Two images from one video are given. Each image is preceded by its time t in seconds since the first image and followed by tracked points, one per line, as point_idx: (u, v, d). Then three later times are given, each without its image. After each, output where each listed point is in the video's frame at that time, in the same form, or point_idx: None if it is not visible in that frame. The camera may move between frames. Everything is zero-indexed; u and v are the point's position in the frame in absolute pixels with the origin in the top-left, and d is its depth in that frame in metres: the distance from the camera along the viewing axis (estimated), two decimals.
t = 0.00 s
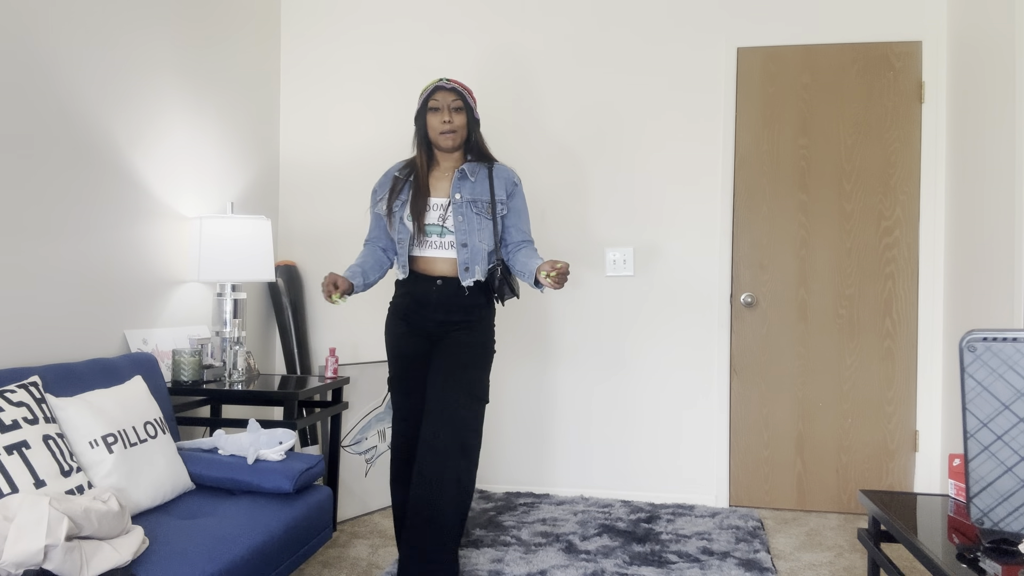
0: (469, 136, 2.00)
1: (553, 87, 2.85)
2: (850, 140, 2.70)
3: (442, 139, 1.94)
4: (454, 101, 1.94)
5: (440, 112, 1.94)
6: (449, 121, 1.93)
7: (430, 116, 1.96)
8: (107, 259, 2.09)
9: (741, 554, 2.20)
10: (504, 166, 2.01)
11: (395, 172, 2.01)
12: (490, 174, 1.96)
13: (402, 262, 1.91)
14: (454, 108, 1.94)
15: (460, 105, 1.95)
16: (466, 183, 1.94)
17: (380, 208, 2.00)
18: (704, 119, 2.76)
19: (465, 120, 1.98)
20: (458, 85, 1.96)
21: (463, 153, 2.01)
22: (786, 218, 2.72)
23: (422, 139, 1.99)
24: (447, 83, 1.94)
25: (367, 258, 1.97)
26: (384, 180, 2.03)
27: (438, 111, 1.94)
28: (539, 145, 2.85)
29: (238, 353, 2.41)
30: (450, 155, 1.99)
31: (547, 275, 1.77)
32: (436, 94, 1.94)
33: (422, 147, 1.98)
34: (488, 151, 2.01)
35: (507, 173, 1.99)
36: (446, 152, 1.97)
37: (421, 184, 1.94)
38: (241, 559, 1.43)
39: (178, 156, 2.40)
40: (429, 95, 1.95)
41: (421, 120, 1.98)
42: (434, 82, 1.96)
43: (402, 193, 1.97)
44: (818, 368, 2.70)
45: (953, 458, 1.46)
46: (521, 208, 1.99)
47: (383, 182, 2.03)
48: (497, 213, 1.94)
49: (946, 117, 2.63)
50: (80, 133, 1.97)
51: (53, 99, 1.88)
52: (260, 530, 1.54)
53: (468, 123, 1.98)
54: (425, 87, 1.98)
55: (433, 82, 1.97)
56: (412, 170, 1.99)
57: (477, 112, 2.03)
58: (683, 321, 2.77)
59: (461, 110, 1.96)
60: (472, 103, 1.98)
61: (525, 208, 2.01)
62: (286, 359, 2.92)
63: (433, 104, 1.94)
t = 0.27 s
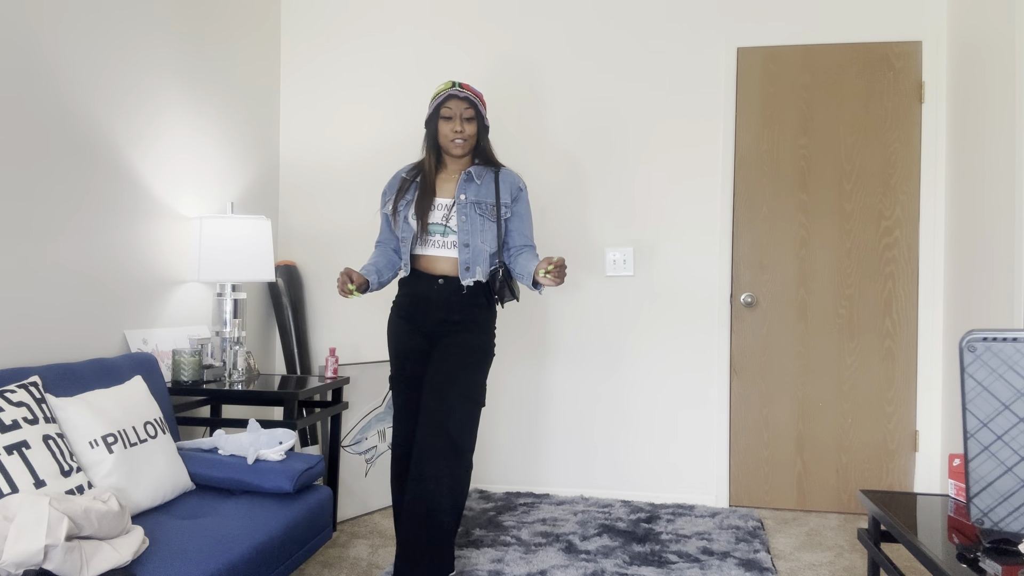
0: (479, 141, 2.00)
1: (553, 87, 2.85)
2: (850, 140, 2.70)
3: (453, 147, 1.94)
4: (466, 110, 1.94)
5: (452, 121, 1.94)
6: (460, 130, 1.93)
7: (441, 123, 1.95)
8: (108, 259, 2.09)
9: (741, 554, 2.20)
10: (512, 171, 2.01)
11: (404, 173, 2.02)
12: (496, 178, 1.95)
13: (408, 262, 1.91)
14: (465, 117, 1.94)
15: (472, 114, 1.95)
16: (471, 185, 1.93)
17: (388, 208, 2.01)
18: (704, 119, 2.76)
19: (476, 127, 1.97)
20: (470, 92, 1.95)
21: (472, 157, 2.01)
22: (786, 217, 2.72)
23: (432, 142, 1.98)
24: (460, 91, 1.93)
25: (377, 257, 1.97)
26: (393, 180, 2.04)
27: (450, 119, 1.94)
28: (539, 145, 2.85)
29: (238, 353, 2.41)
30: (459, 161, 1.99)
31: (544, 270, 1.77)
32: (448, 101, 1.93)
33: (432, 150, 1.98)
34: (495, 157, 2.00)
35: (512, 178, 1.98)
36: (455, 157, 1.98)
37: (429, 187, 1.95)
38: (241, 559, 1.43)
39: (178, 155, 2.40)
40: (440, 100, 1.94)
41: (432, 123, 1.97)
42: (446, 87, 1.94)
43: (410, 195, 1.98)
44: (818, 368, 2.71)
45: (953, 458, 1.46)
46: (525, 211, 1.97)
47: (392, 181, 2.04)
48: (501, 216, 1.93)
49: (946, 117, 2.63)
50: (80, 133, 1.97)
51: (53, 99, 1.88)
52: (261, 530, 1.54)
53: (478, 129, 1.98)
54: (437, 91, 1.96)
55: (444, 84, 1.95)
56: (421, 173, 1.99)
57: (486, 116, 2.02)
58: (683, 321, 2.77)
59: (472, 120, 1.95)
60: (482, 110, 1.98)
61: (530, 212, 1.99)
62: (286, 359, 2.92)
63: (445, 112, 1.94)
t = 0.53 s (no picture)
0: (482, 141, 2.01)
1: (553, 87, 2.85)
2: (850, 140, 2.70)
3: (456, 143, 1.95)
4: (469, 107, 1.95)
5: (455, 118, 1.95)
6: (463, 126, 1.94)
7: (444, 121, 1.97)
8: (108, 259, 2.09)
9: (741, 554, 2.20)
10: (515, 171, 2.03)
11: (408, 174, 2.02)
12: (502, 178, 1.97)
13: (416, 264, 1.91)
14: (468, 114, 1.95)
15: (476, 112, 1.96)
16: (479, 187, 1.95)
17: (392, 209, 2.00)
18: (704, 119, 2.76)
19: (479, 126, 1.99)
20: (474, 92, 1.98)
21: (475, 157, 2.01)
22: (786, 217, 2.72)
23: (435, 142, 1.99)
24: (463, 89, 1.96)
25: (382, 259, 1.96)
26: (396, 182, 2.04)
27: (453, 117, 1.95)
28: (539, 145, 2.85)
29: (238, 353, 2.41)
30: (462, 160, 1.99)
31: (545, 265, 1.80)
32: (452, 99, 1.95)
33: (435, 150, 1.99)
34: (498, 156, 2.01)
35: (516, 176, 2.01)
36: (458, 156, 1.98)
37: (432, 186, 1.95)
38: (241, 559, 1.43)
39: (178, 155, 2.40)
40: (445, 99, 1.97)
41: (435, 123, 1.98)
42: (451, 87, 1.97)
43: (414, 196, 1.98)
44: (818, 368, 2.70)
45: (953, 458, 1.46)
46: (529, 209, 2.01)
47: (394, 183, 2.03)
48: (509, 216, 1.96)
49: (946, 117, 2.63)
50: (80, 133, 1.97)
51: (53, 99, 1.88)
52: (261, 530, 1.54)
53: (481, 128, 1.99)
54: (441, 92, 1.99)
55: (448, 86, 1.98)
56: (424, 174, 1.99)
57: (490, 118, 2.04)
58: (683, 321, 2.77)
59: (476, 117, 1.97)
60: (485, 110, 2.00)
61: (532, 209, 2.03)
62: (286, 359, 2.92)
63: (449, 109, 1.95)
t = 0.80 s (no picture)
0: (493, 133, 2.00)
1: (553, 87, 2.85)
2: (850, 140, 2.70)
3: (467, 135, 1.94)
4: (481, 98, 1.95)
5: (466, 109, 1.94)
6: (474, 118, 1.93)
7: (455, 113, 1.96)
8: (108, 259, 2.09)
9: (741, 554, 2.20)
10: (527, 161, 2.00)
11: (418, 169, 2.04)
12: (510, 169, 1.94)
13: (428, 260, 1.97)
14: (480, 106, 1.95)
15: (486, 103, 1.96)
16: (485, 177, 1.93)
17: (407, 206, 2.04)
18: (704, 119, 2.76)
19: (490, 118, 1.98)
20: (485, 84, 1.98)
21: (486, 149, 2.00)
22: (786, 217, 2.72)
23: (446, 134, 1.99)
24: (473, 81, 1.95)
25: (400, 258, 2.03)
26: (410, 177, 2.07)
27: (464, 108, 1.94)
28: (539, 145, 2.85)
29: (238, 353, 2.41)
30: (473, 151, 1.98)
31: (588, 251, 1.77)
32: (462, 91, 1.95)
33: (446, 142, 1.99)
34: (508, 149, 1.99)
35: (527, 167, 1.98)
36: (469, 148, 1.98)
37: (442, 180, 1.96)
38: (241, 559, 1.43)
39: (179, 155, 2.40)
40: (455, 92, 1.96)
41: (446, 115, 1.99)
42: (461, 80, 1.97)
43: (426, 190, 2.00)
44: (818, 368, 2.71)
45: (953, 458, 1.46)
46: (540, 199, 1.98)
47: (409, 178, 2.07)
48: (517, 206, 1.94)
49: (946, 117, 2.63)
50: (80, 134, 1.97)
51: (53, 98, 1.88)
52: (261, 530, 1.54)
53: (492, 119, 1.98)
54: (451, 84, 1.99)
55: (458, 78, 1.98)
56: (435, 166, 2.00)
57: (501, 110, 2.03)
58: (682, 321, 2.77)
59: (486, 108, 1.96)
60: (497, 102, 1.99)
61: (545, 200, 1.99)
62: (286, 359, 2.92)
63: (460, 101, 1.95)
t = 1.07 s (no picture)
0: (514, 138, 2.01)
1: (553, 87, 2.85)
2: (850, 140, 2.70)
3: (489, 139, 1.95)
4: (502, 104, 1.96)
5: (488, 114, 1.95)
6: (496, 122, 1.94)
7: (476, 118, 1.97)
8: (108, 259, 2.09)
9: (741, 554, 2.20)
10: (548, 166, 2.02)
11: (437, 174, 2.05)
12: (531, 173, 1.96)
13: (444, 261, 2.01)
14: (501, 110, 1.96)
15: (507, 108, 1.97)
16: (507, 182, 1.94)
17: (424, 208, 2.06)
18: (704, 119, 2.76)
19: (511, 122, 1.99)
20: (505, 89, 1.99)
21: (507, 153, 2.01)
22: (786, 218, 2.72)
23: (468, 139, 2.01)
24: (494, 87, 1.97)
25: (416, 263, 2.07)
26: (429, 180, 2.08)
27: (485, 113, 1.96)
28: (539, 145, 2.85)
29: (238, 353, 2.41)
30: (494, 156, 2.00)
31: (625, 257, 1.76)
32: (484, 97, 1.96)
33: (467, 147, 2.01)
34: (529, 153, 2.00)
35: (548, 170, 1.98)
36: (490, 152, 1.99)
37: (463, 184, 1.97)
38: (241, 559, 1.43)
39: (179, 155, 2.40)
40: (476, 97, 1.98)
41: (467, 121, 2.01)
42: (481, 84, 1.98)
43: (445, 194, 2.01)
44: (818, 368, 2.71)
45: (953, 458, 1.46)
46: (563, 202, 1.98)
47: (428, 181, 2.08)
48: (540, 209, 1.94)
49: (947, 117, 2.63)
50: (79, 134, 1.97)
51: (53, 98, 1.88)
52: (261, 530, 1.55)
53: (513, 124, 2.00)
54: (472, 90, 2.00)
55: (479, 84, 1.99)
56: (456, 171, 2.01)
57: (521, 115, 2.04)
58: (682, 322, 2.77)
59: (507, 113, 1.97)
60: (518, 106, 2.00)
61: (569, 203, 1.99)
62: (287, 359, 2.92)
63: (481, 106, 1.96)
